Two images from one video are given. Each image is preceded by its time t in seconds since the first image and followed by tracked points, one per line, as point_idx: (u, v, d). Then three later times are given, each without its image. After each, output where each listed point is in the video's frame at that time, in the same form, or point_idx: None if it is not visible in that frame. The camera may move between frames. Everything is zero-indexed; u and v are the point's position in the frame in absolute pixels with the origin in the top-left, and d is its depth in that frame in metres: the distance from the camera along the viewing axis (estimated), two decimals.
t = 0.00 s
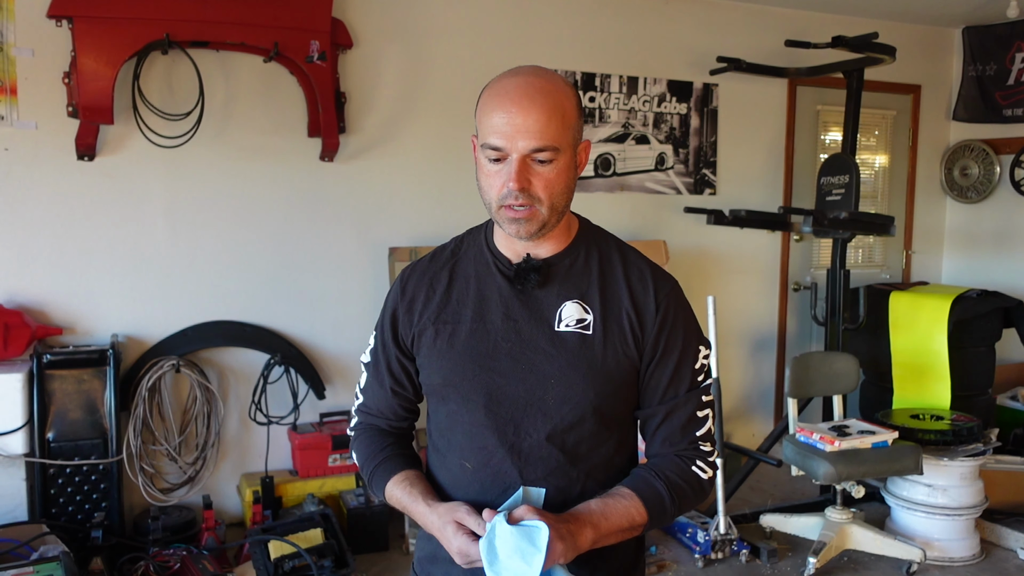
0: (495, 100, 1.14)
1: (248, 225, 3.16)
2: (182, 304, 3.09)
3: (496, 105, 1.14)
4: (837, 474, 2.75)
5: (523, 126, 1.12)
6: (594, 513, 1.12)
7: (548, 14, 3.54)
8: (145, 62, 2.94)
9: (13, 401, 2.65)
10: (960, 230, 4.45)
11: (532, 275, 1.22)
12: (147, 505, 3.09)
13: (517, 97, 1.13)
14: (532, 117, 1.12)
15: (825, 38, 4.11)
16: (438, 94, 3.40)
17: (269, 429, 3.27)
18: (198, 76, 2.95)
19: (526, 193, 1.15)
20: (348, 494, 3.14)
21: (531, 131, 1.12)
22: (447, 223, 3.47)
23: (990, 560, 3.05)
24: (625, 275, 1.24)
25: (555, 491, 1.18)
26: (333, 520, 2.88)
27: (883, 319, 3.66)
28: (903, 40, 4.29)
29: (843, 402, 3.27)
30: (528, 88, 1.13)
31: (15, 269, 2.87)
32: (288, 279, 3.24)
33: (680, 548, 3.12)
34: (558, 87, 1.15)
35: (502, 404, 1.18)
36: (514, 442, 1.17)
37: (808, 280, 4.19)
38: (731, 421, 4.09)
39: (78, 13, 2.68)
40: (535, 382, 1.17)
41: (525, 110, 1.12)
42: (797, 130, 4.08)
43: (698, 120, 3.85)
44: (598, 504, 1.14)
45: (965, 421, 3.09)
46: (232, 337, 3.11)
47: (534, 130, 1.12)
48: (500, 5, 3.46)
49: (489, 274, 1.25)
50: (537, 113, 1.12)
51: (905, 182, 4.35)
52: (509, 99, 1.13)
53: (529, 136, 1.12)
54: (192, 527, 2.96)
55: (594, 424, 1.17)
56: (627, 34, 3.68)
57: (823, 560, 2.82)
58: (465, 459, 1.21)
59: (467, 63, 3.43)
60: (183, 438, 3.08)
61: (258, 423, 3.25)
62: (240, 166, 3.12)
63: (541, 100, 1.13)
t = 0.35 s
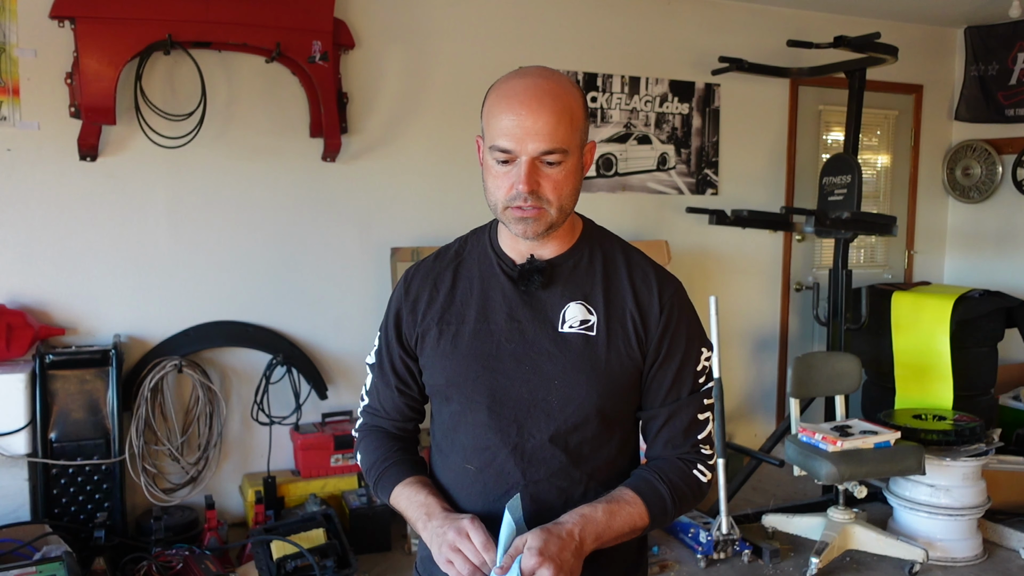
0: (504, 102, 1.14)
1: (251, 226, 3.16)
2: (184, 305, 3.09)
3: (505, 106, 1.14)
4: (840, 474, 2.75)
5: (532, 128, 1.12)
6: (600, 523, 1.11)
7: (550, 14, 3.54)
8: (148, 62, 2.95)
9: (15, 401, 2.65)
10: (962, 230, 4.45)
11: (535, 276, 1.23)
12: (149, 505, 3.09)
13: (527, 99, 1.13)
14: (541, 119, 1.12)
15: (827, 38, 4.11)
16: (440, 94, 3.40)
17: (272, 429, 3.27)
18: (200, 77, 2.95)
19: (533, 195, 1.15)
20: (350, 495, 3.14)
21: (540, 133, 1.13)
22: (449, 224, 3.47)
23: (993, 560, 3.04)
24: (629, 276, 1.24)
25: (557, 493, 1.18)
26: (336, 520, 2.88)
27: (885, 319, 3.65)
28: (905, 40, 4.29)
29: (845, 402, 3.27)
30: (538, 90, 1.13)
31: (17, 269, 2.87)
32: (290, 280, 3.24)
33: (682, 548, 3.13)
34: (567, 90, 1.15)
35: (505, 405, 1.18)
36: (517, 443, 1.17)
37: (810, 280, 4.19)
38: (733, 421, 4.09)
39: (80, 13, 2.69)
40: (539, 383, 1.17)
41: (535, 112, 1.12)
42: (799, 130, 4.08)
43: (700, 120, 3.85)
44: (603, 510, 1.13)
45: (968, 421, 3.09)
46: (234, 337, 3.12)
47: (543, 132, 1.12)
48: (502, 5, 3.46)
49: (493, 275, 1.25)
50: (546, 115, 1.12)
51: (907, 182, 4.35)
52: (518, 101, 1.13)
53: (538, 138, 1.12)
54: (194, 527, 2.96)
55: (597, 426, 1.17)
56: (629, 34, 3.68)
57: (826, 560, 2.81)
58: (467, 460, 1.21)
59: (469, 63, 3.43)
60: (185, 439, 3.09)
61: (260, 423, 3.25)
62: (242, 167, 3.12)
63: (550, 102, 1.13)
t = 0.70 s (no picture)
0: (503, 102, 1.14)
1: (253, 226, 3.16)
2: (186, 305, 3.09)
3: (504, 106, 1.14)
4: (842, 474, 2.75)
5: (531, 128, 1.12)
6: (607, 532, 1.11)
7: (551, 14, 3.54)
8: (150, 62, 2.95)
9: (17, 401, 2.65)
10: (965, 230, 4.44)
11: (538, 276, 1.23)
12: (151, 505, 3.09)
13: (525, 99, 1.13)
14: (540, 119, 1.12)
15: (829, 37, 4.11)
16: (442, 94, 3.40)
17: (274, 429, 3.27)
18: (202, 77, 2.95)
19: (533, 194, 1.14)
20: (352, 494, 3.14)
21: (539, 132, 1.12)
22: (451, 223, 3.47)
23: (995, 560, 3.04)
24: (632, 276, 1.24)
25: (560, 493, 1.18)
26: (338, 520, 2.88)
27: (887, 319, 3.65)
28: (907, 39, 4.28)
29: (847, 402, 3.27)
30: (537, 90, 1.13)
31: (19, 269, 2.87)
32: (292, 280, 3.24)
33: (684, 548, 3.12)
34: (566, 89, 1.15)
35: (509, 405, 1.18)
36: (520, 444, 1.17)
37: (812, 280, 4.18)
38: (735, 422, 4.09)
39: (82, 14, 2.69)
40: (543, 383, 1.17)
41: (533, 112, 1.12)
42: (801, 130, 4.07)
43: (702, 120, 3.85)
44: (612, 518, 1.12)
45: (970, 421, 3.08)
46: (236, 337, 3.12)
47: (543, 131, 1.12)
48: (504, 5, 3.46)
49: (496, 275, 1.25)
50: (545, 114, 1.12)
51: (909, 182, 4.34)
52: (517, 100, 1.13)
53: (537, 137, 1.12)
54: (196, 527, 2.96)
55: (601, 426, 1.17)
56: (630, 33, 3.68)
57: (828, 560, 2.81)
58: (470, 462, 1.21)
59: (471, 63, 3.43)
60: (187, 439, 3.09)
61: (262, 423, 3.25)
62: (243, 167, 3.12)
63: (550, 101, 1.13)
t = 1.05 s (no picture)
0: (494, 98, 1.15)
1: (253, 226, 3.16)
2: (187, 304, 3.10)
3: (494, 102, 1.14)
4: (842, 473, 2.75)
5: (520, 123, 1.13)
6: (598, 525, 1.12)
7: (551, 14, 3.54)
8: (150, 63, 2.95)
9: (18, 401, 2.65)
10: (966, 230, 4.43)
11: (534, 273, 1.23)
12: (152, 504, 3.10)
13: (514, 95, 1.13)
14: (530, 114, 1.12)
15: (829, 37, 4.10)
16: (442, 94, 3.40)
17: (274, 428, 3.27)
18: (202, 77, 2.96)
19: (524, 190, 1.15)
20: (352, 494, 3.14)
21: (528, 127, 1.13)
22: (451, 223, 3.47)
23: (995, 559, 3.04)
24: (628, 273, 1.24)
25: (556, 490, 1.18)
26: (338, 520, 2.88)
27: (888, 319, 3.65)
28: (908, 39, 4.28)
29: (847, 402, 3.27)
30: (526, 85, 1.13)
31: (20, 269, 2.88)
32: (293, 280, 3.24)
33: (684, 548, 3.13)
34: (556, 84, 1.15)
35: (504, 401, 1.18)
36: (516, 440, 1.17)
37: (812, 279, 4.18)
38: (735, 421, 4.09)
39: (83, 14, 2.69)
40: (538, 379, 1.18)
41: (522, 107, 1.12)
42: (802, 129, 4.07)
43: (702, 120, 3.85)
44: (602, 511, 1.13)
45: (970, 420, 3.08)
46: (237, 337, 3.12)
47: (531, 126, 1.12)
48: (504, 4, 3.46)
49: (492, 272, 1.26)
50: (534, 109, 1.12)
51: (910, 181, 4.34)
52: (507, 96, 1.13)
53: (526, 132, 1.13)
54: (197, 526, 2.95)
55: (597, 422, 1.17)
56: (630, 33, 3.68)
57: (828, 559, 2.81)
58: (467, 459, 1.21)
59: (471, 63, 3.43)
60: (188, 438, 3.09)
61: (263, 422, 3.26)
62: (244, 167, 3.12)
63: (539, 96, 1.13)
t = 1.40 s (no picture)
0: (504, 100, 1.14)
1: (254, 225, 3.16)
2: (188, 304, 3.10)
3: (505, 105, 1.14)
4: (843, 473, 2.75)
5: (534, 125, 1.12)
6: (599, 526, 1.11)
7: (552, 14, 3.54)
8: (152, 63, 2.95)
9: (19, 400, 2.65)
10: (967, 230, 4.43)
11: (533, 273, 1.23)
12: (153, 504, 3.10)
13: (527, 97, 1.13)
14: (543, 116, 1.12)
15: (831, 37, 4.10)
16: (443, 94, 3.40)
17: (275, 428, 3.27)
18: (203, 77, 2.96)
19: (537, 191, 1.14)
20: (354, 494, 3.14)
21: (542, 129, 1.13)
22: (452, 223, 3.47)
23: (997, 560, 3.03)
24: (627, 273, 1.24)
25: (555, 490, 1.17)
26: (339, 520, 2.88)
27: (889, 320, 3.65)
28: (909, 39, 4.28)
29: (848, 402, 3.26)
30: (536, 87, 1.13)
31: (22, 269, 2.88)
32: (294, 280, 3.24)
33: (685, 548, 3.12)
34: (564, 87, 1.16)
35: (505, 402, 1.18)
36: (516, 441, 1.17)
37: (814, 280, 4.18)
38: (737, 421, 4.08)
39: (84, 14, 2.69)
40: (539, 379, 1.17)
41: (535, 110, 1.12)
42: (803, 130, 4.07)
43: (703, 120, 3.84)
44: (603, 511, 1.13)
45: (972, 421, 3.07)
46: (238, 337, 3.12)
47: (546, 128, 1.12)
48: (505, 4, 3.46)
49: (491, 272, 1.25)
50: (547, 111, 1.12)
51: (911, 181, 4.33)
52: (518, 98, 1.13)
53: (541, 134, 1.12)
54: (199, 526, 2.95)
55: (597, 423, 1.17)
56: (631, 33, 3.68)
57: (829, 559, 2.81)
58: (466, 458, 1.21)
59: (472, 63, 3.43)
60: (189, 438, 3.10)
61: (264, 422, 3.26)
62: (244, 167, 3.12)
63: (550, 99, 1.13)
